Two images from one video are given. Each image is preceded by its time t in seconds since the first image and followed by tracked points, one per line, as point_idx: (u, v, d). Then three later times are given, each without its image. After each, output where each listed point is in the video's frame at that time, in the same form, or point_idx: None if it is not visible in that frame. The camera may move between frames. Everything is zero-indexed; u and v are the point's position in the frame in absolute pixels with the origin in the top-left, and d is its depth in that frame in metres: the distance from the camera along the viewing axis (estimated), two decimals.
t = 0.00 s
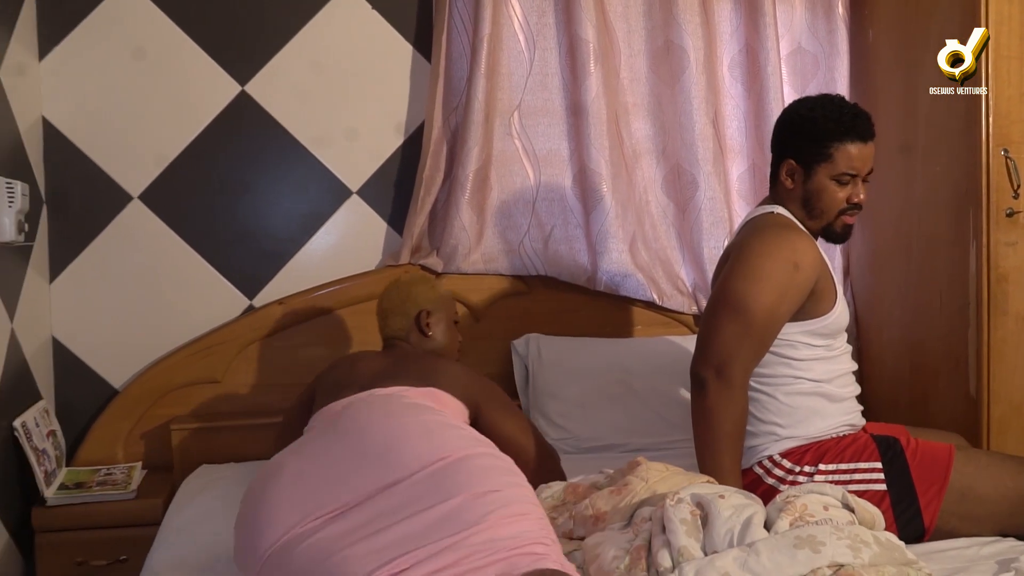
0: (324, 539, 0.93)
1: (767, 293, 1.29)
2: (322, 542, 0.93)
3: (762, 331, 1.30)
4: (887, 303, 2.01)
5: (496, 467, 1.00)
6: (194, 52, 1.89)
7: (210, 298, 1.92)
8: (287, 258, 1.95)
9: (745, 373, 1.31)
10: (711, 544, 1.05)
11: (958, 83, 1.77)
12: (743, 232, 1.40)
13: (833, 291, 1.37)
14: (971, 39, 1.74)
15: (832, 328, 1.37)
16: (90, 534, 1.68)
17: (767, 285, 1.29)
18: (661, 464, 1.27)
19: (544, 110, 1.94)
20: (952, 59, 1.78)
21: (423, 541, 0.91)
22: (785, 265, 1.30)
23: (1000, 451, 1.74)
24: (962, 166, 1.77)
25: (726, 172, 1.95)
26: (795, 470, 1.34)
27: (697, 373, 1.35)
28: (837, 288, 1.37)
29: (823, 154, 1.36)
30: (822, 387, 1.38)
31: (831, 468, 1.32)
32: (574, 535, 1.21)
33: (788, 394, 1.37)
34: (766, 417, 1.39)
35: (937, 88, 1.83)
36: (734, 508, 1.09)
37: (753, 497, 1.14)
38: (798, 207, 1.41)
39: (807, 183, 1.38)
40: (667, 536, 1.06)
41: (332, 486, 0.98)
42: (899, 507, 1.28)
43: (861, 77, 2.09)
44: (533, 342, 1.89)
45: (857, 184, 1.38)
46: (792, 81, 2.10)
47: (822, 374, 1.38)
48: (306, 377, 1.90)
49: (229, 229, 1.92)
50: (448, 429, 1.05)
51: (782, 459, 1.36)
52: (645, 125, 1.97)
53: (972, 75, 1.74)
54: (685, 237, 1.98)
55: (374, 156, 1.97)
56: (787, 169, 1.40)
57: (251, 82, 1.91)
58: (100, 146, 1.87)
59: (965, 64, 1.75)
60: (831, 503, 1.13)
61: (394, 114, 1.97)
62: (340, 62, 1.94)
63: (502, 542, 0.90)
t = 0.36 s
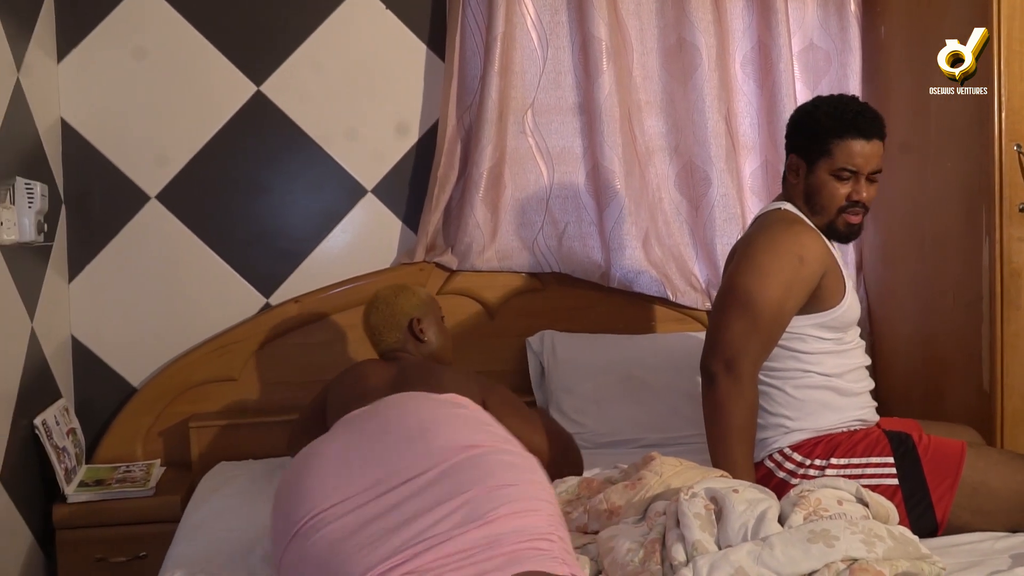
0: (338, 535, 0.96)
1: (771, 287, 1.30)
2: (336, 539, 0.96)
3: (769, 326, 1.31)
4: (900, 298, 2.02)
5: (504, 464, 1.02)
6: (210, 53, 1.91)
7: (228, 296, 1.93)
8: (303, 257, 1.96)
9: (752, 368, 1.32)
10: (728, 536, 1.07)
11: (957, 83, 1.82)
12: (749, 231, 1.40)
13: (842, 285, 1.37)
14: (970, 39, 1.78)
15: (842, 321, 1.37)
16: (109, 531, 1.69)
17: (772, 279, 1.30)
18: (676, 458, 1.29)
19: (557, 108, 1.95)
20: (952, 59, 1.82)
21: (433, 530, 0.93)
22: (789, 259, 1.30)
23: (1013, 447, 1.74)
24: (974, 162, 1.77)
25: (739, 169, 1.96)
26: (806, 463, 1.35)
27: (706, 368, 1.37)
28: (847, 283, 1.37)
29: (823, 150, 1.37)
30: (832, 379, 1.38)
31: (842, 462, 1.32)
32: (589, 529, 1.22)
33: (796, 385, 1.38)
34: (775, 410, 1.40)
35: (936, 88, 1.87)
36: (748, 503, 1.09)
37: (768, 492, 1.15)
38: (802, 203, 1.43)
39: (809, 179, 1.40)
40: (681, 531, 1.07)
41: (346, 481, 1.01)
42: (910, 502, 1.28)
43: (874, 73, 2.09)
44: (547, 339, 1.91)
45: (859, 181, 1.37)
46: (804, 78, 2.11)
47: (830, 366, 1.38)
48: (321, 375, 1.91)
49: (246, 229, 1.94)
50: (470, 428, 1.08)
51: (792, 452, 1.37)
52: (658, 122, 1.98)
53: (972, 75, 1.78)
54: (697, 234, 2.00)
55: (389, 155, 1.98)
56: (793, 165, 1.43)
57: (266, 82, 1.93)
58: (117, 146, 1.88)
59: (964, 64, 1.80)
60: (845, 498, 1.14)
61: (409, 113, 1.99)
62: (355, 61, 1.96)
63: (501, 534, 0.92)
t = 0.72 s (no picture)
0: (449, 497, 0.98)
1: (750, 269, 1.30)
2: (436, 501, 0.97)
3: (756, 308, 1.31)
4: (903, 296, 2.02)
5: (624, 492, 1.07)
6: (213, 52, 1.91)
7: (229, 295, 1.93)
8: (305, 255, 1.96)
9: (744, 350, 1.31)
10: (734, 534, 1.06)
11: (957, 83, 1.82)
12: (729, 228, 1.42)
13: (825, 265, 1.36)
14: (970, 39, 1.78)
15: (830, 301, 1.36)
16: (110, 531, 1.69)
17: (749, 263, 1.30)
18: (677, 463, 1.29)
19: (559, 107, 1.95)
20: (952, 59, 1.83)
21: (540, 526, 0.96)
22: (762, 241, 1.31)
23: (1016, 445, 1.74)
24: (977, 160, 1.77)
25: (741, 168, 1.96)
26: (808, 453, 1.33)
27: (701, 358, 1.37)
28: (830, 261, 1.36)
29: (801, 142, 1.41)
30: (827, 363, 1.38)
31: (846, 455, 1.30)
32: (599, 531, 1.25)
33: (790, 368, 1.38)
34: (774, 397, 1.40)
35: (936, 88, 1.88)
36: (749, 501, 1.09)
37: (773, 489, 1.15)
38: (785, 195, 1.45)
39: (790, 170, 1.43)
40: (684, 535, 1.09)
41: (469, 451, 1.04)
42: (913, 494, 1.27)
43: (876, 71, 2.09)
44: (553, 337, 1.90)
45: (834, 170, 1.38)
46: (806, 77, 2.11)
47: (822, 349, 1.37)
48: (323, 374, 1.90)
49: (249, 228, 1.94)
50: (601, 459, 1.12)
51: (795, 442, 1.35)
52: (660, 120, 1.98)
53: (972, 75, 1.79)
54: (700, 233, 1.99)
55: (392, 154, 1.98)
56: (779, 160, 1.47)
57: (269, 81, 1.93)
58: (119, 145, 1.88)
59: (964, 64, 1.80)
60: (853, 494, 1.13)
61: (411, 112, 1.99)
62: (357, 60, 1.96)
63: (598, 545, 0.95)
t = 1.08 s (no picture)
0: (445, 492, 0.97)
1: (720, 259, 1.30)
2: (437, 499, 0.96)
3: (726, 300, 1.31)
4: (899, 295, 2.02)
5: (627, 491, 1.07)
6: (206, 52, 1.91)
7: (223, 296, 1.93)
8: (300, 255, 1.97)
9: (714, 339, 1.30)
10: (728, 527, 1.06)
11: (957, 83, 1.80)
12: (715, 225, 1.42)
13: (796, 261, 1.34)
14: (971, 39, 1.77)
15: (811, 290, 1.35)
16: (103, 532, 1.68)
17: (718, 255, 1.30)
18: (671, 460, 1.29)
19: (554, 106, 1.96)
20: (952, 59, 1.81)
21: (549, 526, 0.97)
22: (732, 230, 1.31)
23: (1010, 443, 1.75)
24: (970, 159, 1.77)
25: (735, 167, 1.96)
26: (798, 440, 1.31)
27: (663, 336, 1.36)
28: (804, 258, 1.35)
29: (780, 148, 1.50)
30: (809, 346, 1.36)
31: (837, 441, 1.28)
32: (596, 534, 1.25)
33: (771, 353, 1.36)
34: (760, 385, 1.37)
35: (936, 88, 1.86)
36: (745, 499, 1.09)
37: (770, 486, 1.15)
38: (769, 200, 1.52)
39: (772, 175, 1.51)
40: (679, 532, 1.09)
41: (486, 451, 1.03)
42: (904, 480, 1.26)
43: (870, 71, 2.09)
44: (548, 335, 1.90)
45: (811, 171, 1.45)
46: (800, 76, 2.13)
47: (803, 333, 1.36)
48: (317, 373, 1.90)
49: (243, 228, 1.94)
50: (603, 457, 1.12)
51: (784, 429, 1.33)
52: (654, 120, 1.98)
53: (973, 75, 1.77)
54: (694, 232, 1.99)
55: (388, 154, 1.99)
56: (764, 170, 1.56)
57: (263, 82, 1.93)
58: (113, 145, 1.88)
59: (964, 64, 1.78)
60: (850, 491, 1.13)
61: (405, 113, 1.99)
62: (351, 61, 1.96)
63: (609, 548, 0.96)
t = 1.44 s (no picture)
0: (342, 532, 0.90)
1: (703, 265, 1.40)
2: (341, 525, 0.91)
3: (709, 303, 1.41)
4: (896, 295, 2.02)
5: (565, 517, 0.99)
6: (205, 53, 1.91)
7: (222, 297, 1.94)
8: (299, 256, 1.97)
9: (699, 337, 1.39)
10: (723, 529, 1.06)
11: (957, 83, 1.80)
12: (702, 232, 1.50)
13: (777, 264, 1.43)
14: (971, 39, 1.77)
15: (788, 285, 1.43)
16: (101, 533, 1.68)
17: (700, 259, 1.40)
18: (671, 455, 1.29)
19: (552, 107, 1.96)
20: (952, 59, 1.81)
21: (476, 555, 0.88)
22: (715, 238, 1.41)
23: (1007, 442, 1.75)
24: (968, 159, 1.78)
25: (734, 168, 1.97)
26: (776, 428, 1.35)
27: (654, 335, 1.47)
28: (785, 261, 1.43)
29: (783, 157, 1.57)
30: (787, 337, 1.43)
31: (813, 427, 1.32)
32: (590, 530, 1.21)
33: (751, 346, 1.43)
34: (741, 376, 1.43)
35: (937, 89, 1.85)
36: (745, 500, 1.09)
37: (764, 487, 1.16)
38: (768, 207, 1.58)
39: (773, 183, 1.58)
40: (679, 527, 1.06)
41: (377, 478, 0.96)
42: (881, 461, 1.27)
43: (868, 71, 2.09)
44: (548, 335, 1.90)
45: (813, 180, 1.53)
46: (798, 77, 2.12)
47: (780, 327, 1.43)
48: (315, 373, 1.90)
49: (241, 229, 1.94)
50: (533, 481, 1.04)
51: (763, 420, 1.37)
52: (653, 120, 1.99)
53: (972, 75, 1.77)
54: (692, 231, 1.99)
55: (386, 155, 1.99)
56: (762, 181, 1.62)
57: (261, 83, 1.93)
58: (111, 147, 1.88)
59: (964, 64, 1.78)
60: (845, 492, 1.14)
61: (403, 114, 1.99)
62: (348, 62, 1.97)
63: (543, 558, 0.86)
